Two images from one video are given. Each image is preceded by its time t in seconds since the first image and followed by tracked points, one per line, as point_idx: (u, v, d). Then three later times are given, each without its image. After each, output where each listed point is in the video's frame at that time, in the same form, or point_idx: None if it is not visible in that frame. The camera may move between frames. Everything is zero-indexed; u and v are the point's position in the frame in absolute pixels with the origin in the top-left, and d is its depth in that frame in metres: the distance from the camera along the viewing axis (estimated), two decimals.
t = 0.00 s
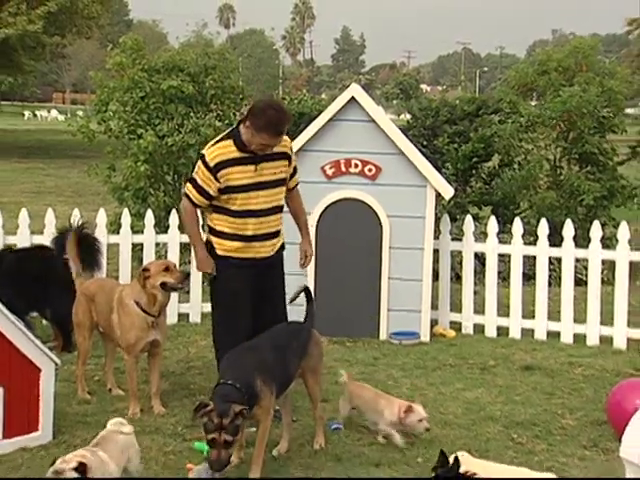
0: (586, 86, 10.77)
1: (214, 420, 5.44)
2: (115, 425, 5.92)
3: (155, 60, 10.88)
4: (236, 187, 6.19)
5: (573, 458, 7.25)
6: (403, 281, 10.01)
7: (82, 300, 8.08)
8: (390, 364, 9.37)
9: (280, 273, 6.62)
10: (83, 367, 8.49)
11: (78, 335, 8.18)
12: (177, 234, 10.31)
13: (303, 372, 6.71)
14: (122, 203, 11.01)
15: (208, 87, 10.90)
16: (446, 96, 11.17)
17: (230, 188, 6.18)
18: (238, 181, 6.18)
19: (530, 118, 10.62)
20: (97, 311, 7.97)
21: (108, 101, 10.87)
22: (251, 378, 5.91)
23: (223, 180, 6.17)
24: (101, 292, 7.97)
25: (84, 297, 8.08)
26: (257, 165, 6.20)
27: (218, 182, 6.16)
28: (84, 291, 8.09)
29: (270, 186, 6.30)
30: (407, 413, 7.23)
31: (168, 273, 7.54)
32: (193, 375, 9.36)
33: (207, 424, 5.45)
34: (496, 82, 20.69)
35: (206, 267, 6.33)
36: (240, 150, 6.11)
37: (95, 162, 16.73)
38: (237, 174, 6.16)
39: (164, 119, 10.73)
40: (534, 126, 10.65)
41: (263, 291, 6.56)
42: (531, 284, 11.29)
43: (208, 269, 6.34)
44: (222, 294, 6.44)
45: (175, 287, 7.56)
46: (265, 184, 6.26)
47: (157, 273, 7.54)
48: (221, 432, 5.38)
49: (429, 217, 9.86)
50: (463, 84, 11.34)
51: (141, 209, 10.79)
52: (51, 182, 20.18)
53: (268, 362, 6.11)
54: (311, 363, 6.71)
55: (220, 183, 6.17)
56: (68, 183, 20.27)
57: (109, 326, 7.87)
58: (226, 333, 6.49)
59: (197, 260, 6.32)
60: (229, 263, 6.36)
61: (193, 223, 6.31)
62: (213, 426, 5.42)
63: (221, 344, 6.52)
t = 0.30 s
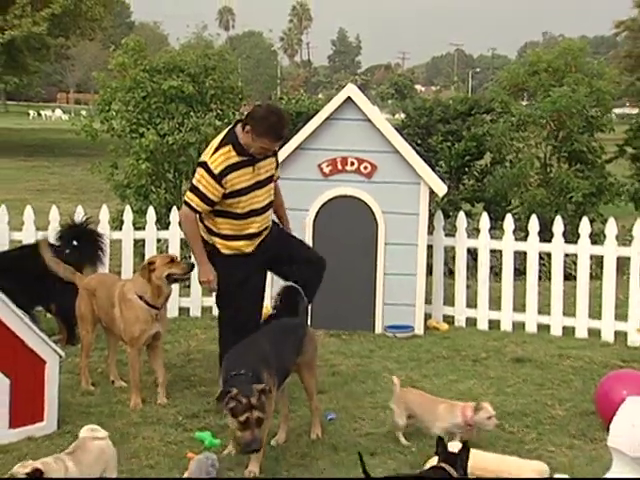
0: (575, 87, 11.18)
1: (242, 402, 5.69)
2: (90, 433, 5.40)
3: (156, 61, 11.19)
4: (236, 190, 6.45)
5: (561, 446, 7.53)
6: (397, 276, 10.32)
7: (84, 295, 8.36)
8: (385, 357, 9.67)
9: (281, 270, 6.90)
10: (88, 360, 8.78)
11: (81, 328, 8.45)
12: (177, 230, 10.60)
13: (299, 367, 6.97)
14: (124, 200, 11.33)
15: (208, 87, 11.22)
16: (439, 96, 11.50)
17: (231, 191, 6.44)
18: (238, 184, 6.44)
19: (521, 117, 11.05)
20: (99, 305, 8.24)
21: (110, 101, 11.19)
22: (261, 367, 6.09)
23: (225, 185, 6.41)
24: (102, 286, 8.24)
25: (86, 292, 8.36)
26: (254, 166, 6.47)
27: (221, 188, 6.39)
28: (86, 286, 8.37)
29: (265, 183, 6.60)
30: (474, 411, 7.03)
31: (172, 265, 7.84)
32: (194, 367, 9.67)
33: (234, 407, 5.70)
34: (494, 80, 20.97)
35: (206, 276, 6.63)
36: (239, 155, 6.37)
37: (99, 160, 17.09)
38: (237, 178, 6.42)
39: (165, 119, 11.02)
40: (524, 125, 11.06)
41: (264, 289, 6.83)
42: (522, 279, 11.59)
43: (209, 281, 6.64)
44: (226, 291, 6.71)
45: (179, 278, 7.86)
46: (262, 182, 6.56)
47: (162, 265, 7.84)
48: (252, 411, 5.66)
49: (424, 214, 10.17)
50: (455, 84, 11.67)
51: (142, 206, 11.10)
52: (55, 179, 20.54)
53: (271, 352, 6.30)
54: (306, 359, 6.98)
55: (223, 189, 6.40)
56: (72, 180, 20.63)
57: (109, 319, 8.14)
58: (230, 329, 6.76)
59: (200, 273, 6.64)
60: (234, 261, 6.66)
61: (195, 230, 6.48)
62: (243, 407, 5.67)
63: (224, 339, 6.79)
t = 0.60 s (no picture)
0: (562, 86, 11.52)
1: (262, 381, 5.82)
2: (54, 442, 4.99)
3: (154, 61, 11.48)
4: (233, 186, 6.79)
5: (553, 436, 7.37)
6: (390, 271, 10.62)
7: (84, 290, 8.56)
8: (377, 349, 9.97)
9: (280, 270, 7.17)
10: (87, 353, 9.04)
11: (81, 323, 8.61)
12: (175, 226, 10.88)
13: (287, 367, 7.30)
14: (123, 197, 11.62)
15: (205, 87, 11.51)
16: (430, 96, 11.80)
17: (228, 188, 6.78)
18: (235, 181, 6.78)
19: (509, 117, 11.42)
20: (101, 301, 8.44)
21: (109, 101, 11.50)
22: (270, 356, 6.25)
23: (223, 181, 6.75)
24: (104, 282, 8.47)
25: (86, 288, 8.56)
26: (249, 163, 6.81)
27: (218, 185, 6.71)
28: (86, 281, 8.57)
29: (259, 181, 6.95)
30: (538, 407, 6.84)
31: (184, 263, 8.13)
32: (191, 359, 9.96)
33: (255, 385, 5.82)
34: (491, 78, 21.32)
35: (202, 276, 6.87)
36: (235, 151, 6.72)
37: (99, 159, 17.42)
38: (234, 175, 6.76)
39: (162, 118, 11.30)
40: (513, 125, 11.41)
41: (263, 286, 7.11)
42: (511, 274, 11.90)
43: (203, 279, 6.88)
44: (224, 286, 6.97)
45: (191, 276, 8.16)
46: (256, 180, 6.90)
47: (176, 263, 8.13)
48: (274, 388, 5.79)
49: (415, 210, 10.46)
50: (445, 84, 11.99)
51: (140, 203, 11.39)
52: (56, 177, 20.84)
53: (277, 346, 6.46)
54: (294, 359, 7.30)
55: (221, 185, 6.73)
56: (72, 178, 20.95)
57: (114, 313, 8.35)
58: (229, 325, 7.00)
59: (195, 272, 6.89)
60: (231, 258, 6.94)
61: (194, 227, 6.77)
62: (263, 385, 5.79)
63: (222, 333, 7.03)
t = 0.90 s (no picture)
0: (551, 87, 11.94)
1: (286, 374, 5.91)
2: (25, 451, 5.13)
3: (153, 61, 11.77)
4: (229, 178, 7.08)
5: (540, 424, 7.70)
6: (383, 267, 10.93)
7: (96, 288, 8.62)
8: (371, 342, 10.27)
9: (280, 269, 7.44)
10: (88, 346, 9.23)
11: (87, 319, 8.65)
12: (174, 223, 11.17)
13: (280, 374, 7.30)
14: (123, 195, 11.92)
15: (203, 87, 11.81)
16: (422, 96, 12.13)
17: (225, 179, 7.07)
18: (231, 172, 7.07)
19: (499, 117, 11.84)
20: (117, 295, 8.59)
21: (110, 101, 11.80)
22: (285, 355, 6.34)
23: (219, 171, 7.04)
24: (119, 279, 8.60)
25: (97, 285, 8.63)
26: (246, 155, 7.10)
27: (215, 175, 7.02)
28: (96, 279, 8.64)
29: (258, 176, 7.21)
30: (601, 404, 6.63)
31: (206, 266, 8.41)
32: (190, 352, 10.26)
33: (279, 378, 5.90)
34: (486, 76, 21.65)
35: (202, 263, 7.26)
36: (230, 140, 7.02)
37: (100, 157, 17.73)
38: (230, 165, 7.05)
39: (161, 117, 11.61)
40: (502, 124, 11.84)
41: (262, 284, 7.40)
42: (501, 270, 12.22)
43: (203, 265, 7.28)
44: (223, 280, 7.27)
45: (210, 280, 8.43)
46: (253, 174, 7.17)
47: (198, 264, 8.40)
48: (297, 380, 5.87)
49: (408, 207, 10.76)
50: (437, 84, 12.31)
51: (140, 200, 11.68)
52: (58, 175, 21.14)
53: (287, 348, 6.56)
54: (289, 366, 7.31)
55: (218, 175, 7.03)
56: (74, 175, 21.26)
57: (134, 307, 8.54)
58: (228, 320, 7.30)
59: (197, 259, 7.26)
60: (229, 251, 7.23)
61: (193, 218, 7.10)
62: (287, 377, 5.88)
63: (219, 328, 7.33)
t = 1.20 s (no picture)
0: (539, 88, 12.38)
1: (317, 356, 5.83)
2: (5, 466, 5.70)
3: (153, 64, 12.12)
4: (228, 172, 7.36)
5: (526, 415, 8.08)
6: (377, 264, 11.26)
7: (124, 287, 8.54)
8: (366, 337, 10.59)
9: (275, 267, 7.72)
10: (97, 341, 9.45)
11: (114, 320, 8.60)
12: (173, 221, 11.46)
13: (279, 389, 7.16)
14: (124, 193, 12.23)
15: (202, 88, 12.12)
16: (415, 97, 12.46)
17: (224, 174, 7.36)
18: (230, 167, 7.35)
19: (490, 117, 12.25)
20: (146, 294, 8.57)
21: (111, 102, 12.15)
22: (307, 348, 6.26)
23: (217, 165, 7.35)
24: (149, 277, 8.55)
25: (126, 284, 8.55)
26: (247, 150, 7.37)
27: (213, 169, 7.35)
28: (125, 278, 8.55)
29: (260, 172, 7.46)
30: None
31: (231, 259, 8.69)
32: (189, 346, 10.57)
33: (310, 362, 5.82)
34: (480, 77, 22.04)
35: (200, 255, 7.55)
36: (229, 136, 7.33)
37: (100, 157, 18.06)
38: (228, 160, 7.33)
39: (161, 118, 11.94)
40: (493, 124, 12.26)
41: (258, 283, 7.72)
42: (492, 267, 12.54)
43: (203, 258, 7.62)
44: (221, 277, 7.58)
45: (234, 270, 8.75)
46: (254, 170, 7.42)
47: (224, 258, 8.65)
48: (329, 361, 5.80)
49: (401, 206, 11.06)
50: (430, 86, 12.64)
51: (140, 198, 11.99)
52: (60, 174, 21.48)
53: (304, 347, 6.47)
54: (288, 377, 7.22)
55: (217, 169, 7.34)
56: (75, 174, 21.61)
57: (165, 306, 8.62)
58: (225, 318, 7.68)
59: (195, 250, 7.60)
60: (227, 245, 7.52)
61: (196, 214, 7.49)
62: (319, 359, 5.80)
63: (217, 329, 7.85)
